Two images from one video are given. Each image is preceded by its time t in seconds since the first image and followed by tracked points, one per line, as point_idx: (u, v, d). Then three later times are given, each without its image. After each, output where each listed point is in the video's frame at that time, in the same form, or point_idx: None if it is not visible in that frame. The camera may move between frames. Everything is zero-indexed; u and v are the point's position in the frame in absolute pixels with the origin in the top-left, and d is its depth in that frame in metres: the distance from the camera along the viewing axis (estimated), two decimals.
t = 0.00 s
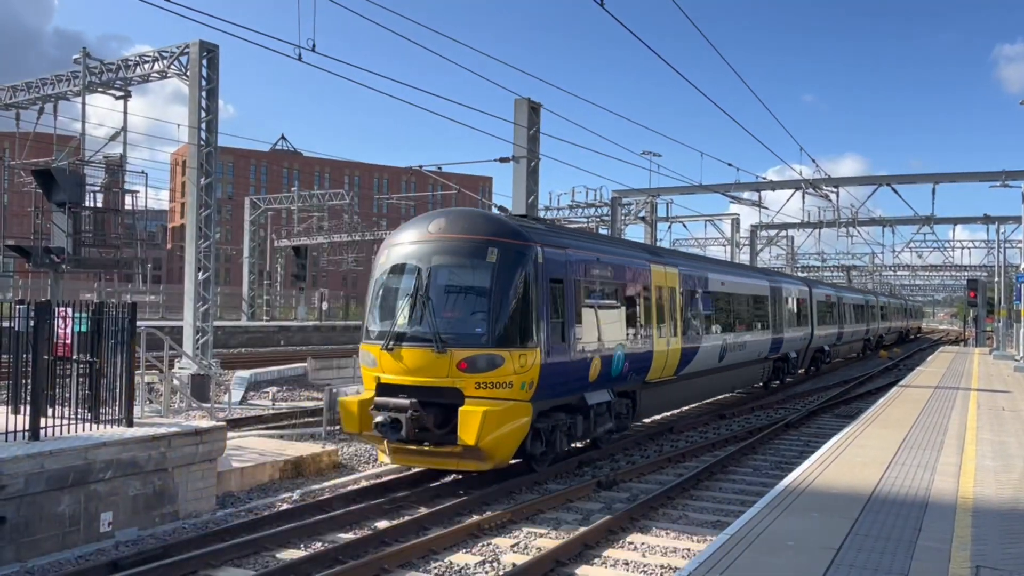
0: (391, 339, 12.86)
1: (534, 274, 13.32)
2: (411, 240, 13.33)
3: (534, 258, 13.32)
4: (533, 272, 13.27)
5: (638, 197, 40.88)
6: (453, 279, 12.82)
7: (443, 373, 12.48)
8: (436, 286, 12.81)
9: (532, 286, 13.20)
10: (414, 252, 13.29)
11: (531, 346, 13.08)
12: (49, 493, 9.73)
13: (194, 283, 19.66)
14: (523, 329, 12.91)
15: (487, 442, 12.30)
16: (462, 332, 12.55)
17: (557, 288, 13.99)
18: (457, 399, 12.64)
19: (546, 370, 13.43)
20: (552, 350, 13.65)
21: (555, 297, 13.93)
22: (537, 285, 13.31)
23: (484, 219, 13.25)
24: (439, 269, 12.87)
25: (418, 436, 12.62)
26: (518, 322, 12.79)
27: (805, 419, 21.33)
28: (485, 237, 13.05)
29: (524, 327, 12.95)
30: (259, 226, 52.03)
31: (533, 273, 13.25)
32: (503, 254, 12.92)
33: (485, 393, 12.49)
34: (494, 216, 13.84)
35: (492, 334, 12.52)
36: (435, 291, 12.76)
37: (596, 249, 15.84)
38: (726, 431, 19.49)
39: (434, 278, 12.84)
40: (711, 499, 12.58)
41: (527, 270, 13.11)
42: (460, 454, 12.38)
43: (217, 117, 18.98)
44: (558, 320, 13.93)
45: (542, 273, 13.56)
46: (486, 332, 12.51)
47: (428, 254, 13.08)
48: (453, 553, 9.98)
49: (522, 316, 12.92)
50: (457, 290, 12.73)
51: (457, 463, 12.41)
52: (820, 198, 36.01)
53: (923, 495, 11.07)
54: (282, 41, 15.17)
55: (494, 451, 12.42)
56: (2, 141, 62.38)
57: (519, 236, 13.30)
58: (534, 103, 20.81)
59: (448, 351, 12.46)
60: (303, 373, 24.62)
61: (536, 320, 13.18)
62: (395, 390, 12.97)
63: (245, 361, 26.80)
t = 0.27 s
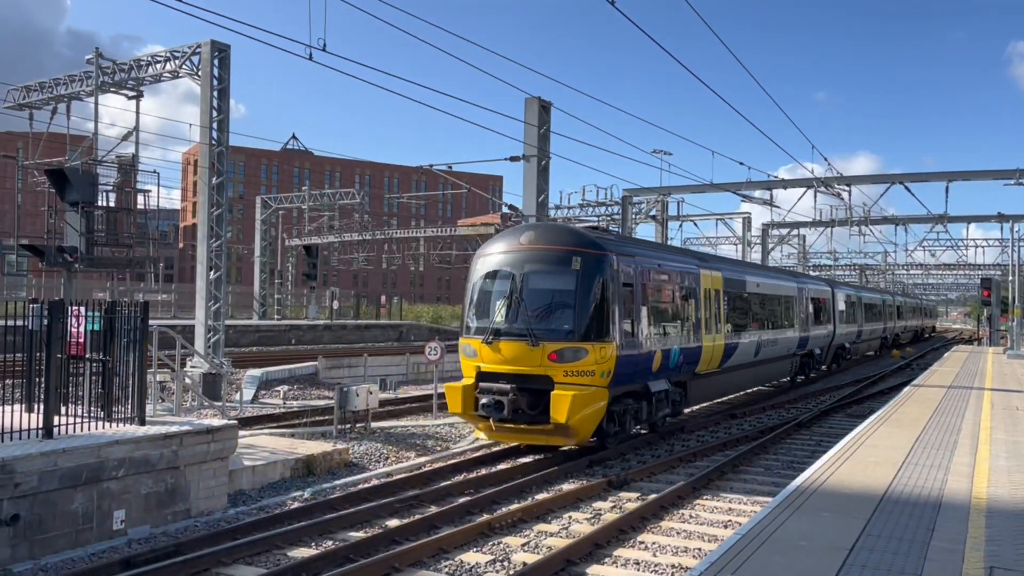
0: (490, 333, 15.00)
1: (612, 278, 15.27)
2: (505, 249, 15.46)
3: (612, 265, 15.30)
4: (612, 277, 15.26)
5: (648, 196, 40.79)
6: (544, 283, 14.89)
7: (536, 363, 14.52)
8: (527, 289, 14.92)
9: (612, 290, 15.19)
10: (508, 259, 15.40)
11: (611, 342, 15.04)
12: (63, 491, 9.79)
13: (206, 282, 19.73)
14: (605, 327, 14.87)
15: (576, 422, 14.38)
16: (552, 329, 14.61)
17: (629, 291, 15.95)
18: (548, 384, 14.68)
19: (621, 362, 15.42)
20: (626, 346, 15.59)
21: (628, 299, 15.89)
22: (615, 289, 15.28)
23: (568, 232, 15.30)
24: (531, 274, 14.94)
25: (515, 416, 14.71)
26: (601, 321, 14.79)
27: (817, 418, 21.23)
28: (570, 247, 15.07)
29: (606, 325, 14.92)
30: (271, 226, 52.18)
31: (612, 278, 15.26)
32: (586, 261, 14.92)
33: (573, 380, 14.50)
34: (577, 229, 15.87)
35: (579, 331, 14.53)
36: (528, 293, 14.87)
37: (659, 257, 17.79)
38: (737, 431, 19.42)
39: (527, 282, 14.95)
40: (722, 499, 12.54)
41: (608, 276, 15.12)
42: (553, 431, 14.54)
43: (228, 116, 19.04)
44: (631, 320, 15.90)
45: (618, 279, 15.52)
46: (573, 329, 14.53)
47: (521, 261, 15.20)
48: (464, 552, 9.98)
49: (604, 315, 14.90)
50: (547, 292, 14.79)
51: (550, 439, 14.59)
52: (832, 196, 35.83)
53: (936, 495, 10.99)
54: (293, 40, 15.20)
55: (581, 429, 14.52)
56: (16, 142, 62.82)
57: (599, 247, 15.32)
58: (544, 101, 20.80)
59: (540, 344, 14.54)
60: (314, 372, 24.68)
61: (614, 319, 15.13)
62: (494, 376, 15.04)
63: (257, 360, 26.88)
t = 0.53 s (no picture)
0: (577, 330, 16.85)
1: (685, 282, 16.97)
2: (589, 256, 17.33)
3: (686, 271, 17.02)
4: (686, 281, 16.98)
5: (672, 195, 40.60)
6: (625, 286, 16.74)
7: (620, 357, 16.39)
8: (611, 291, 16.77)
9: (685, 292, 16.91)
10: (591, 266, 17.28)
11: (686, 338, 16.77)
12: (92, 489, 9.94)
13: (231, 282, 19.90)
14: (680, 325, 16.60)
15: (655, 408, 16.23)
16: (634, 325, 16.44)
17: (699, 293, 17.62)
18: (630, 374, 16.51)
19: (694, 356, 17.10)
20: (698, 342, 17.28)
21: (699, 300, 17.55)
22: (688, 292, 17.00)
23: (646, 241, 17.06)
24: (614, 277, 16.77)
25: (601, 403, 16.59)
26: (677, 320, 16.52)
27: (843, 419, 21.03)
28: (648, 254, 16.89)
29: (681, 323, 16.65)
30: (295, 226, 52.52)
31: (686, 282, 16.98)
32: (663, 268, 16.66)
33: (652, 371, 16.31)
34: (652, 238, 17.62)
35: (658, 329, 16.30)
36: (612, 295, 16.71)
37: (722, 263, 19.41)
38: (762, 431, 19.29)
39: (610, 285, 16.80)
40: (746, 500, 12.46)
41: (683, 280, 16.83)
42: (634, 416, 16.41)
43: (254, 118, 19.21)
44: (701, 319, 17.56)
45: (691, 283, 17.19)
46: (653, 326, 16.33)
47: (604, 267, 17.05)
48: (487, 552, 10.01)
49: (679, 315, 16.61)
50: (629, 294, 16.61)
51: (631, 423, 16.47)
52: (858, 194, 35.45)
53: (965, 497, 10.84)
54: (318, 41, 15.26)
55: (660, 415, 16.35)
56: (45, 144, 63.77)
57: (674, 254, 17.06)
58: (567, 100, 20.75)
59: (623, 339, 16.40)
60: (338, 372, 24.82)
61: (688, 319, 16.84)
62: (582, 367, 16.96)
63: (281, 359, 27.08)
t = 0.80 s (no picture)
0: (664, 328, 19.03)
1: (761, 285, 18.96)
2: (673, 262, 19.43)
3: (763, 275, 19.00)
4: (762, 284, 18.96)
5: (708, 193, 40.27)
6: (708, 288, 18.82)
7: (705, 352, 18.46)
8: (694, 293, 18.89)
9: (762, 294, 18.92)
10: (676, 271, 19.39)
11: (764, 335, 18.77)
12: (138, 488, 10.15)
13: (271, 284, 20.17)
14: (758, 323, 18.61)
15: (737, 397, 18.29)
16: (716, 324, 18.54)
17: (775, 294, 19.53)
18: (713, 368, 18.58)
19: (770, 351, 19.04)
20: (774, 338, 19.22)
21: (774, 301, 19.47)
22: (764, 293, 18.97)
23: (725, 248, 19.09)
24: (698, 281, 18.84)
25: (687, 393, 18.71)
26: (756, 319, 18.51)
27: (885, 420, 20.70)
28: (727, 260, 18.87)
29: (759, 322, 18.66)
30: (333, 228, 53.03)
31: (762, 285, 18.97)
32: (741, 272, 18.67)
33: (734, 365, 18.34)
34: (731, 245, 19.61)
35: (738, 327, 18.35)
36: (696, 297, 18.81)
37: (794, 266, 21.17)
38: (802, 432, 19.08)
39: (694, 288, 18.91)
40: (787, 501, 12.33)
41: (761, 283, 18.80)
42: (717, 404, 18.51)
43: (292, 122, 19.46)
44: (777, 317, 19.49)
45: (767, 286, 19.12)
46: (733, 325, 18.38)
47: (687, 272, 19.16)
48: (525, 552, 10.03)
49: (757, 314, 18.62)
50: (711, 296, 18.68)
51: (715, 410, 18.56)
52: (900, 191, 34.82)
53: (1013, 500, 10.61)
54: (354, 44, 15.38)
55: (740, 403, 18.41)
56: (90, 150, 65.24)
57: (751, 260, 19.03)
58: (602, 100, 20.70)
59: (707, 336, 18.48)
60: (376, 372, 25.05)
61: (765, 318, 18.85)
62: (669, 362, 19.03)
63: (320, 360, 27.39)
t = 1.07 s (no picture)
0: (752, 325, 20.87)
1: (843, 284, 20.64)
2: (759, 264, 21.21)
3: (843, 275, 20.68)
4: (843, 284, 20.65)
5: (753, 191, 39.74)
6: (793, 289, 20.64)
7: (792, 347, 20.28)
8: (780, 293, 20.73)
9: (842, 293, 20.63)
10: (762, 273, 21.19)
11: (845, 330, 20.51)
12: (193, 488, 10.36)
13: (317, 288, 20.44)
14: (839, 320, 20.35)
15: (822, 388, 20.14)
16: (801, 321, 20.32)
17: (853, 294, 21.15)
18: (798, 361, 20.37)
19: (850, 345, 20.75)
20: (853, 334, 20.91)
21: (853, 300, 21.07)
22: (845, 292, 20.67)
23: (808, 252, 20.82)
24: (784, 282, 20.62)
25: (776, 385, 20.54)
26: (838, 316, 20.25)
27: (940, 420, 20.20)
28: (811, 262, 20.60)
29: (840, 319, 20.41)
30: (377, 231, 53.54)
31: (844, 284, 20.66)
32: (824, 273, 20.40)
33: (818, 359, 20.12)
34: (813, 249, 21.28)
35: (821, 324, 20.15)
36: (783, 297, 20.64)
37: (869, 266, 22.62)
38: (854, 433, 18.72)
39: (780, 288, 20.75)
40: (841, 503, 12.09)
41: (842, 283, 20.49)
42: (803, 395, 20.29)
43: (337, 127, 19.71)
44: (856, 314, 21.10)
45: (847, 285, 20.78)
46: (817, 321, 20.17)
47: (773, 274, 20.95)
48: (574, 553, 10.00)
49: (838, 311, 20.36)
50: (797, 296, 20.48)
51: (803, 401, 20.34)
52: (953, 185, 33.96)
53: None
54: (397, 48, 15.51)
55: (824, 394, 20.18)
56: (142, 159, 66.88)
57: (832, 261, 20.71)
58: (645, 98, 20.58)
59: (793, 332, 20.32)
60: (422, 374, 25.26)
61: (846, 315, 20.57)
62: (759, 356, 20.83)
63: (366, 362, 27.70)
